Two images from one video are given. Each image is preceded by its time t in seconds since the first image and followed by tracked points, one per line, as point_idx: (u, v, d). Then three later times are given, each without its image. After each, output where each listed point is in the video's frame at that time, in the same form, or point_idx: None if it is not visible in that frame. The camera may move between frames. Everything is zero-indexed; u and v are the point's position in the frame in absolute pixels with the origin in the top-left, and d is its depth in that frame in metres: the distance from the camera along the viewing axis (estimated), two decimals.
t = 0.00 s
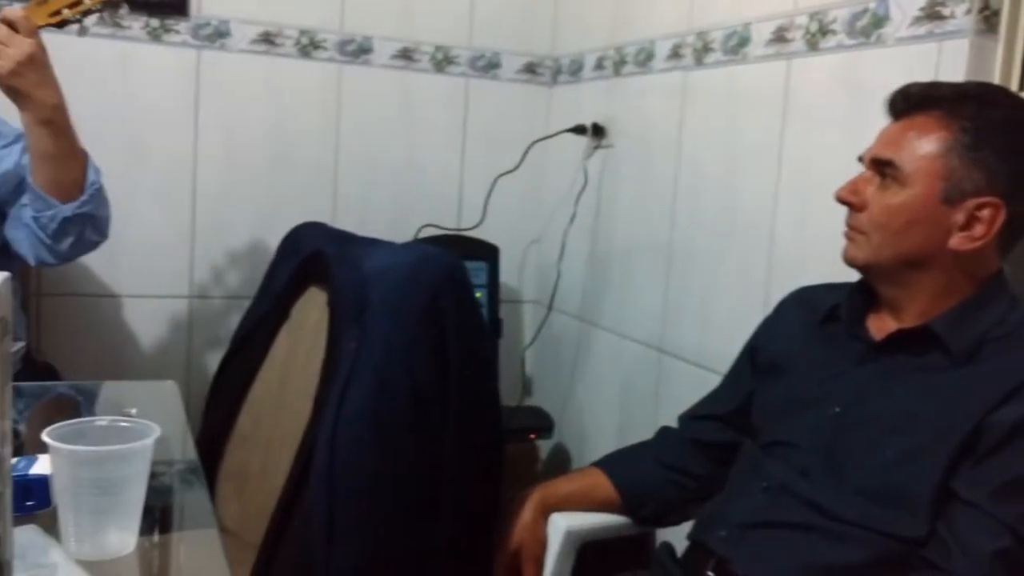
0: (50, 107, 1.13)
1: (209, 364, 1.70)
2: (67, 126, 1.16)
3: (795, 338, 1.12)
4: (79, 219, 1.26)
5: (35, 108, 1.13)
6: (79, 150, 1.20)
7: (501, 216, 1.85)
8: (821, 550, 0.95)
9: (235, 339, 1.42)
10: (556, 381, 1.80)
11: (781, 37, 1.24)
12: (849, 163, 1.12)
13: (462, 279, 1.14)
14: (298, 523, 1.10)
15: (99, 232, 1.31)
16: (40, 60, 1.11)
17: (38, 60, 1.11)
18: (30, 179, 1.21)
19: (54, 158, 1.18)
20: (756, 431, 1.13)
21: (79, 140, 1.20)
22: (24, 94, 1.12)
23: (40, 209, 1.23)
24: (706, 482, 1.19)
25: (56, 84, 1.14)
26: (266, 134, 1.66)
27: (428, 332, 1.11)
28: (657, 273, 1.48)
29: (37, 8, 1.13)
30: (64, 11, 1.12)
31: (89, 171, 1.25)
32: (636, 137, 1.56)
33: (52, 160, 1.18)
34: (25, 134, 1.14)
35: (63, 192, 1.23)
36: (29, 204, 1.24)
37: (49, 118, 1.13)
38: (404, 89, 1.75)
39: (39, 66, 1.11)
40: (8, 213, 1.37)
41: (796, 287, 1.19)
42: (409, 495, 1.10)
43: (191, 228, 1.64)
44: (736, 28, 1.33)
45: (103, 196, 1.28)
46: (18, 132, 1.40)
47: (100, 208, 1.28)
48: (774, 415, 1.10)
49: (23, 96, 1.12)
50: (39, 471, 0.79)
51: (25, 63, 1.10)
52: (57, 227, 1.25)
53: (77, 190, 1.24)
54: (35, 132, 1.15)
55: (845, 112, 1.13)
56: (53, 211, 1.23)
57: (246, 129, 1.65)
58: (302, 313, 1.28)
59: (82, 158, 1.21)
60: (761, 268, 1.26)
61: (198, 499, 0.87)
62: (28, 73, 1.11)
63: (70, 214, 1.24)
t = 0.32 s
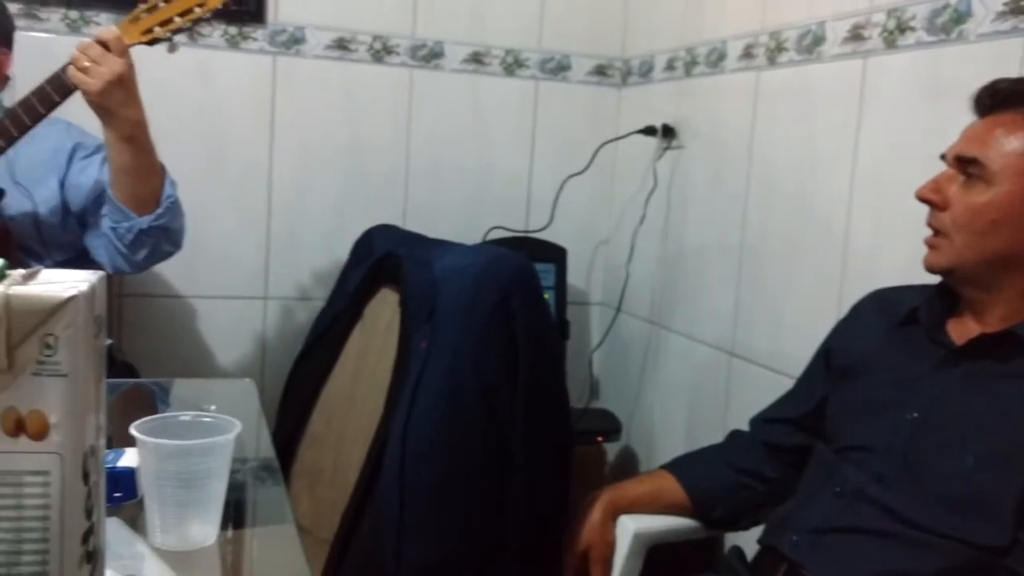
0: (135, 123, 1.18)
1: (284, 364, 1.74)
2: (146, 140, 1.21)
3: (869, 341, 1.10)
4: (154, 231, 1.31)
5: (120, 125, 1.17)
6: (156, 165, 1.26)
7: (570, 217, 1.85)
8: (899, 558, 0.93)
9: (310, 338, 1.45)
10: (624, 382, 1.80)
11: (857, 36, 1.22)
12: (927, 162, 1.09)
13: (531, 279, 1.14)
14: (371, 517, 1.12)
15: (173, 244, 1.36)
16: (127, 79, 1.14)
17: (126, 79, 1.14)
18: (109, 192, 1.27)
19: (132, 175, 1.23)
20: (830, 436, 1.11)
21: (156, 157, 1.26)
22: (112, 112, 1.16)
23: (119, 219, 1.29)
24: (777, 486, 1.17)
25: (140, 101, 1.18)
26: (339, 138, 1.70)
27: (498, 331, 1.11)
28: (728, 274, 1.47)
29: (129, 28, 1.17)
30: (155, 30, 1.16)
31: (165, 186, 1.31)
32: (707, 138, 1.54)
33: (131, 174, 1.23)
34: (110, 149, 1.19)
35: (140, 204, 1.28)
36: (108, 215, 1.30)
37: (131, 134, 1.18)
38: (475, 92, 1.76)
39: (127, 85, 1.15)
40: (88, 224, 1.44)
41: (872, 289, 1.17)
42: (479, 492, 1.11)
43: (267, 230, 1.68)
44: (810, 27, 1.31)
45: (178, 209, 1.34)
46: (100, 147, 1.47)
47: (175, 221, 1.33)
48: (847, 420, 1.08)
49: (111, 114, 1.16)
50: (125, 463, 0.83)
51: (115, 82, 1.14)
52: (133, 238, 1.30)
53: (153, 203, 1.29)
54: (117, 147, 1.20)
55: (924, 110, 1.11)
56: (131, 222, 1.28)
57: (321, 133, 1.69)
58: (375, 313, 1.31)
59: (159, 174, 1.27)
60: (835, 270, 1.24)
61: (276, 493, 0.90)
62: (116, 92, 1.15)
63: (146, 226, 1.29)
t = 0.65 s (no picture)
0: (204, 150, 1.24)
1: (355, 366, 1.77)
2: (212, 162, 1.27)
3: (950, 345, 1.06)
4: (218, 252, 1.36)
5: (189, 147, 1.23)
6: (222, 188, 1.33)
7: (639, 219, 1.85)
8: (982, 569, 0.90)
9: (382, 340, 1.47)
10: (694, 386, 1.78)
11: (935, 31, 1.19)
12: (1010, 161, 1.06)
13: (600, 282, 1.15)
14: (444, 517, 1.13)
15: (237, 263, 1.42)
16: (201, 104, 1.20)
17: (198, 104, 1.20)
18: (179, 216, 1.34)
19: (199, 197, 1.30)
20: (909, 442, 1.08)
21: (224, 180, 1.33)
22: (184, 136, 1.22)
23: (185, 239, 1.35)
24: (855, 493, 1.15)
25: (208, 126, 1.23)
26: (408, 142, 1.72)
27: (567, 332, 1.11)
28: (800, 276, 1.44)
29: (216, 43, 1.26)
30: (239, 45, 1.24)
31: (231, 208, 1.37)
32: (778, 138, 1.52)
33: (199, 197, 1.30)
34: (184, 172, 1.26)
35: (205, 226, 1.35)
36: (176, 234, 1.37)
37: (198, 157, 1.24)
38: (542, 95, 1.77)
39: (199, 109, 1.20)
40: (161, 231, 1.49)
41: (952, 292, 1.14)
42: (551, 493, 1.11)
43: (339, 233, 1.71)
44: (885, 23, 1.28)
45: (243, 231, 1.39)
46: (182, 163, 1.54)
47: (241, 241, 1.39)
48: (928, 426, 1.05)
49: (184, 137, 1.21)
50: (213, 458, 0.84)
51: (188, 107, 1.19)
52: (197, 259, 1.36)
53: (218, 224, 1.35)
54: (188, 166, 1.26)
55: (1006, 107, 1.07)
56: (196, 244, 1.34)
57: (391, 137, 1.71)
58: (444, 316, 1.32)
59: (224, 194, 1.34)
60: (912, 272, 1.21)
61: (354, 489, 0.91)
62: (190, 115, 1.20)
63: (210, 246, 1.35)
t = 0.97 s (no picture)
0: (254, 193, 1.32)
1: (446, 365, 1.79)
2: (266, 204, 1.36)
3: None
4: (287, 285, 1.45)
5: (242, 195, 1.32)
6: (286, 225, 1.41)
7: (729, 218, 1.83)
8: None
9: (476, 339, 1.50)
10: (787, 387, 1.75)
11: None
12: None
13: (693, 282, 1.14)
14: (537, 513, 1.14)
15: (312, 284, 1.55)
16: (242, 149, 1.28)
17: (240, 149, 1.28)
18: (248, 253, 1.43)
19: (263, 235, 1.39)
20: (1018, 448, 1.04)
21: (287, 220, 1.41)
22: (232, 180, 1.30)
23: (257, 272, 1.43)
24: (959, 499, 1.11)
25: (258, 170, 1.31)
26: (497, 143, 1.73)
27: (661, 332, 1.11)
28: (898, 275, 1.40)
29: (315, 46, 1.34)
30: (337, 48, 1.32)
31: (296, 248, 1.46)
32: (875, 134, 1.48)
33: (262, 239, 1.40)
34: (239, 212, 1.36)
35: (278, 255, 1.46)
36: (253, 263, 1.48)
37: (253, 203, 1.33)
38: (631, 94, 1.76)
39: (240, 154, 1.28)
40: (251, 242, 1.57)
41: None
42: (644, 493, 1.11)
43: (429, 234, 1.74)
44: (991, 12, 1.23)
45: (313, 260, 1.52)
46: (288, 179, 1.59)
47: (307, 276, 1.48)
48: None
49: (228, 181, 1.30)
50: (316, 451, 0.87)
51: (231, 151, 1.28)
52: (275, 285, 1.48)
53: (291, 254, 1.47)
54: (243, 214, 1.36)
55: None
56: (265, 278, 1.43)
57: (480, 139, 1.73)
58: (535, 316, 1.33)
59: (288, 233, 1.41)
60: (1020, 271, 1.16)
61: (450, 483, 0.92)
62: (232, 159, 1.28)
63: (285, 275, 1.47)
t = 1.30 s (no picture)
0: (314, 194, 1.35)
1: (507, 364, 1.80)
2: (326, 205, 1.37)
3: None
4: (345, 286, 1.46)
5: (303, 195, 1.35)
6: (345, 229, 1.42)
7: (794, 217, 1.80)
8: None
9: (539, 339, 1.51)
10: (853, 389, 1.72)
11: None
12: None
13: (757, 281, 1.12)
14: (600, 514, 1.14)
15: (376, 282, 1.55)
16: (306, 147, 1.32)
17: (304, 147, 1.31)
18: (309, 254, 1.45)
19: (322, 237, 1.41)
20: None
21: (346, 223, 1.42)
22: (294, 179, 1.33)
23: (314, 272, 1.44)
24: None
25: (320, 170, 1.34)
26: (558, 143, 1.74)
27: (725, 332, 1.10)
28: (970, 275, 1.36)
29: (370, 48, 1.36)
30: (393, 49, 1.35)
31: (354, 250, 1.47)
32: (945, 130, 1.45)
33: (320, 238, 1.41)
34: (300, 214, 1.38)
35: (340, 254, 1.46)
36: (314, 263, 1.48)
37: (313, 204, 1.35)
38: (693, 92, 1.75)
39: (304, 153, 1.31)
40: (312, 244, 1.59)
41: None
42: (708, 494, 1.10)
43: (490, 234, 1.75)
44: None
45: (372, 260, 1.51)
46: (349, 183, 1.61)
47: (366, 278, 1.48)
48: None
49: (291, 180, 1.33)
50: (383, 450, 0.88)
51: (293, 148, 1.31)
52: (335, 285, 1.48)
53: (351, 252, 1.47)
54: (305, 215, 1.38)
55: None
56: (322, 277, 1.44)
57: (541, 139, 1.73)
58: (597, 317, 1.33)
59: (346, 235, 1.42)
60: None
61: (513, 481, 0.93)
62: (296, 158, 1.32)
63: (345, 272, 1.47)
